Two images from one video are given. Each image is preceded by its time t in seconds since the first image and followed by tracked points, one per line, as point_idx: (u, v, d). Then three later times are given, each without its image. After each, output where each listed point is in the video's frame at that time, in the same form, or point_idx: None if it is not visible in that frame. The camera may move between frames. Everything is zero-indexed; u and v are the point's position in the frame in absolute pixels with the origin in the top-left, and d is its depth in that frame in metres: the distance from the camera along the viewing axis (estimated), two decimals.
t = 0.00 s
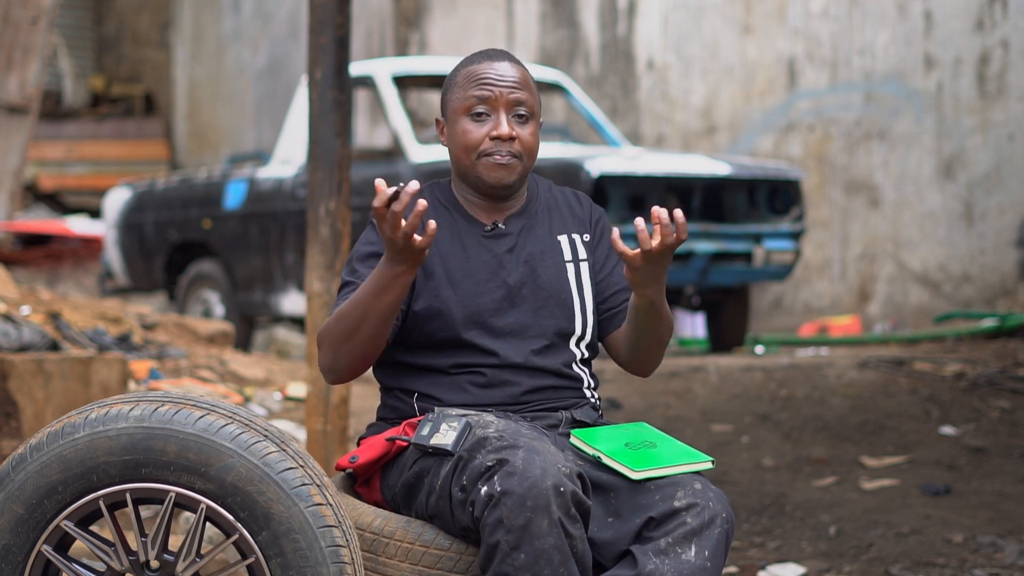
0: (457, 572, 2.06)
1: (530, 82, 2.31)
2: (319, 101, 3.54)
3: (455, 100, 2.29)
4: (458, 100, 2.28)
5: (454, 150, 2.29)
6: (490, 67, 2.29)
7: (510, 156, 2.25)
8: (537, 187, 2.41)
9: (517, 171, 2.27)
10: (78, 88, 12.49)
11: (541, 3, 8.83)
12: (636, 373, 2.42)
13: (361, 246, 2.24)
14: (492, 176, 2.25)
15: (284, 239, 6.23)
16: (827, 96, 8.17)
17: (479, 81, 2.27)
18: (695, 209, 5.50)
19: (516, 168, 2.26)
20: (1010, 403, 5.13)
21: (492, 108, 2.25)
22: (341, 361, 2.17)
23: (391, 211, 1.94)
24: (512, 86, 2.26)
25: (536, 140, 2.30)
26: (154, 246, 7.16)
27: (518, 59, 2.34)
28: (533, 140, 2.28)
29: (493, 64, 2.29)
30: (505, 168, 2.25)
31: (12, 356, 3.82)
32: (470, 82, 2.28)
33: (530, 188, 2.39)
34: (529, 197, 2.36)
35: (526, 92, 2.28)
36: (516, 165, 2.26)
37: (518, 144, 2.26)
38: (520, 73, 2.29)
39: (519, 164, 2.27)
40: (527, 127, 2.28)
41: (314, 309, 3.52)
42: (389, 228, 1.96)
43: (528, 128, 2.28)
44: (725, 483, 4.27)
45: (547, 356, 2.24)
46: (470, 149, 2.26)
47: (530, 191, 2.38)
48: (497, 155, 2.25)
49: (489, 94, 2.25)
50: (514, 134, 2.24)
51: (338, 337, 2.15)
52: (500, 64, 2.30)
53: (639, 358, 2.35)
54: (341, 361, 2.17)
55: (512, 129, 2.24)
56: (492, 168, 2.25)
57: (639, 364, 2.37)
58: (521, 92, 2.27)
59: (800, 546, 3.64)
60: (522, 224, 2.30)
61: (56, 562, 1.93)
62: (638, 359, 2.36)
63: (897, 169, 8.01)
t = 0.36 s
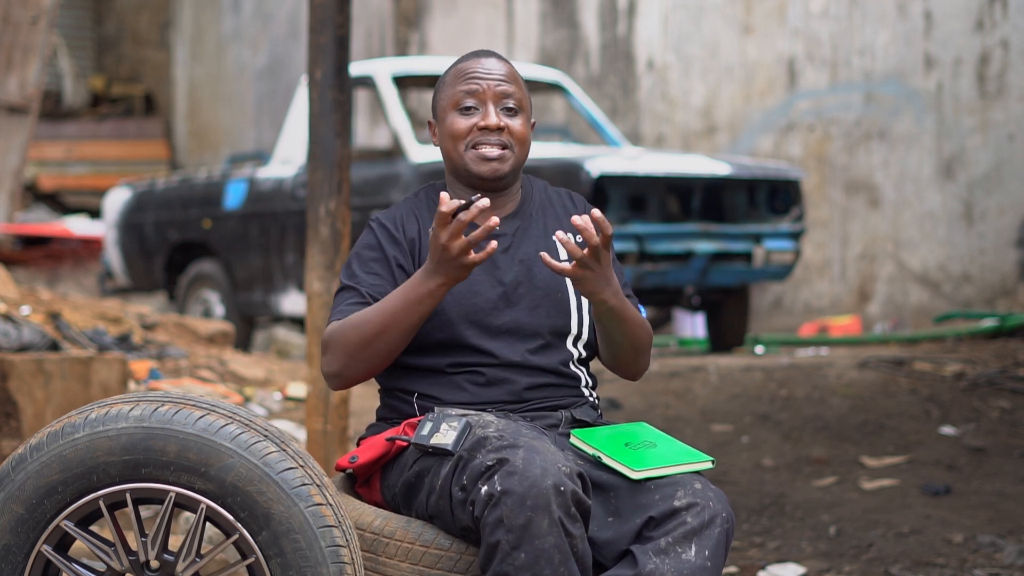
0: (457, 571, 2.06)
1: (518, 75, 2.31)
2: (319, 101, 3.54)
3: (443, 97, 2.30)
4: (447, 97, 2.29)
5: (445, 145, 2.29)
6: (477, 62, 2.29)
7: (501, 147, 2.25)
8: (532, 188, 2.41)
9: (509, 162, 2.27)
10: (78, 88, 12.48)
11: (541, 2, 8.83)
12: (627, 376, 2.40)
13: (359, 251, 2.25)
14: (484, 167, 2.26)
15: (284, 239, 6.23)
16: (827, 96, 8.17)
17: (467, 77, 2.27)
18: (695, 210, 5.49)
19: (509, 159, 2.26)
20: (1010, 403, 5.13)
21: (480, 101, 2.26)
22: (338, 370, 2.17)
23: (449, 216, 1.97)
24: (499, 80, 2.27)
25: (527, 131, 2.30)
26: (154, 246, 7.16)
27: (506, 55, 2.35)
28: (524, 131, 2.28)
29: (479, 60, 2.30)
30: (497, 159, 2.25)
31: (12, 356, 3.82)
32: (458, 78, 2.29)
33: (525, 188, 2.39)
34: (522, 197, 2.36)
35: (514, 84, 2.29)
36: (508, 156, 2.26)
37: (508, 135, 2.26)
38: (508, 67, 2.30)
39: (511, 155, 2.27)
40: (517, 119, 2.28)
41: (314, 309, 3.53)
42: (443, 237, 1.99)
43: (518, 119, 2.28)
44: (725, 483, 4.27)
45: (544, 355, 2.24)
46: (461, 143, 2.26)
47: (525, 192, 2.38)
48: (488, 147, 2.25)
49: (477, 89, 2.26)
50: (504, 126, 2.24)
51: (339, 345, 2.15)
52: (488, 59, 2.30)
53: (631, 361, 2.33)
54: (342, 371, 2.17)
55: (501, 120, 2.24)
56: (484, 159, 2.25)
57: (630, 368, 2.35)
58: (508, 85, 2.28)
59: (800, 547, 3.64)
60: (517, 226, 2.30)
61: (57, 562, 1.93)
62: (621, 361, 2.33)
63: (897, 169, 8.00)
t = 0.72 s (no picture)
0: (457, 571, 2.06)
1: (515, 80, 2.31)
2: (319, 101, 3.54)
3: (440, 100, 2.29)
4: (443, 100, 2.29)
5: (441, 149, 2.30)
6: (474, 66, 2.29)
7: (497, 153, 2.26)
8: (528, 192, 2.41)
9: (504, 167, 2.28)
10: (78, 88, 12.48)
11: (541, 2, 8.83)
12: (619, 381, 2.40)
13: (358, 258, 2.25)
14: (478, 173, 2.27)
15: (284, 239, 6.23)
16: (827, 96, 8.17)
17: (464, 81, 2.27)
18: (694, 210, 5.50)
19: (503, 165, 2.27)
20: (1010, 403, 5.13)
21: (476, 107, 2.26)
22: (352, 382, 2.16)
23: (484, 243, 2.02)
24: (496, 85, 2.27)
25: (523, 136, 2.30)
26: (154, 246, 7.16)
27: (503, 58, 2.34)
28: (519, 136, 2.28)
29: (476, 63, 2.29)
30: (491, 165, 2.26)
31: (12, 356, 3.82)
32: (455, 82, 2.28)
33: (520, 191, 2.40)
34: (518, 200, 2.36)
35: (510, 89, 2.28)
36: (503, 162, 2.27)
37: (504, 141, 2.26)
38: (504, 72, 2.29)
39: (506, 161, 2.27)
40: (513, 124, 2.28)
41: (314, 309, 3.52)
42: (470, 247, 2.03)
43: (514, 124, 2.28)
44: (725, 483, 4.27)
45: (542, 356, 2.24)
46: (457, 148, 2.26)
47: (521, 195, 2.38)
48: (483, 152, 2.25)
49: (474, 94, 2.26)
50: (500, 132, 2.24)
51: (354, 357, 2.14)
52: (484, 63, 2.30)
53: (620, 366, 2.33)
54: (356, 382, 2.16)
55: (497, 126, 2.24)
56: (479, 165, 2.26)
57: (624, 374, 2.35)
58: (504, 90, 2.27)
59: (800, 546, 3.64)
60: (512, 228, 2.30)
61: (56, 562, 1.93)
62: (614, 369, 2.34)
63: (897, 169, 8.00)
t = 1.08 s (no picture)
0: (457, 571, 2.06)
1: (534, 88, 2.31)
2: (319, 101, 3.54)
3: (458, 99, 2.29)
4: (462, 100, 2.28)
5: (453, 148, 2.30)
6: (496, 70, 2.29)
7: (508, 160, 2.25)
8: (533, 193, 2.41)
9: (514, 175, 2.27)
10: (78, 88, 12.48)
11: (541, 2, 8.83)
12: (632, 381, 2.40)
13: (355, 256, 2.25)
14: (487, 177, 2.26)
15: (284, 239, 6.23)
16: (827, 96, 8.17)
17: (484, 83, 2.27)
18: (694, 210, 5.49)
19: (513, 173, 2.26)
20: (1010, 403, 5.13)
21: (494, 111, 2.26)
22: (330, 379, 2.19)
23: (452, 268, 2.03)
24: (516, 91, 2.26)
25: (536, 146, 2.30)
26: (154, 246, 7.16)
27: (525, 65, 2.34)
28: (532, 146, 2.28)
29: (499, 67, 2.29)
30: (502, 172, 2.25)
31: (12, 356, 3.82)
32: (475, 83, 2.28)
33: (526, 193, 2.40)
34: (524, 204, 2.36)
35: (529, 98, 2.28)
36: (513, 171, 2.26)
37: (517, 149, 2.26)
38: (525, 79, 2.29)
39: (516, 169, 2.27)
40: (528, 134, 2.28)
41: (314, 309, 3.52)
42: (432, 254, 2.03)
43: (529, 133, 2.28)
44: (725, 483, 4.27)
45: (541, 359, 2.24)
46: (469, 149, 2.26)
47: (526, 197, 2.38)
48: (495, 158, 2.25)
49: (493, 97, 2.25)
50: (514, 139, 2.24)
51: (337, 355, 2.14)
52: (506, 68, 2.29)
53: (630, 367, 2.34)
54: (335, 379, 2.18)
55: (512, 134, 2.24)
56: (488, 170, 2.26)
57: (634, 373, 2.36)
58: (524, 98, 2.27)
59: (800, 547, 3.64)
60: (516, 231, 2.30)
61: (57, 562, 1.93)
62: (626, 368, 2.34)
63: (897, 169, 8.00)
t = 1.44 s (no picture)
0: (457, 571, 2.06)
1: (540, 84, 2.32)
2: (319, 101, 3.54)
3: (464, 96, 2.30)
4: (467, 96, 2.29)
5: (459, 144, 2.29)
6: (501, 66, 2.29)
7: (515, 154, 2.25)
8: (539, 191, 2.41)
9: (521, 170, 2.27)
10: (78, 88, 12.48)
11: (541, 2, 8.83)
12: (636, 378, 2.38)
13: (361, 255, 2.25)
14: (495, 172, 2.26)
15: (284, 239, 6.23)
16: (827, 96, 8.17)
17: (490, 79, 2.27)
18: (695, 209, 5.49)
19: (520, 168, 2.26)
20: (1010, 403, 5.13)
21: (500, 106, 2.26)
22: (336, 378, 2.17)
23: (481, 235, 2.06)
24: (521, 87, 2.27)
25: (542, 142, 2.30)
26: (154, 246, 7.16)
27: (530, 62, 2.34)
28: (538, 141, 2.28)
29: (504, 63, 2.30)
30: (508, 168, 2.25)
31: (12, 356, 3.82)
32: (481, 79, 2.28)
33: (533, 191, 2.40)
34: (529, 202, 2.36)
35: (535, 93, 2.29)
36: (520, 166, 2.26)
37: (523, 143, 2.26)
38: (530, 75, 2.30)
39: (523, 164, 2.27)
40: (535, 129, 2.28)
41: (314, 309, 3.53)
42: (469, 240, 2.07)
43: (535, 128, 2.28)
44: (725, 483, 4.27)
45: (546, 361, 2.24)
46: (476, 144, 2.26)
47: (532, 195, 2.38)
48: (502, 153, 2.25)
49: (499, 92, 2.26)
50: (520, 133, 2.24)
51: (343, 352, 2.14)
52: (511, 64, 2.30)
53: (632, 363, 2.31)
54: (343, 378, 2.17)
55: (518, 128, 2.24)
56: (496, 165, 2.25)
57: (638, 370, 2.33)
58: (529, 93, 2.28)
59: (800, 546, 3.64)
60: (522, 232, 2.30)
61: (56, 562, 1.93)
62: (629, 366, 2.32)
63: (897, 169, 8.00)
